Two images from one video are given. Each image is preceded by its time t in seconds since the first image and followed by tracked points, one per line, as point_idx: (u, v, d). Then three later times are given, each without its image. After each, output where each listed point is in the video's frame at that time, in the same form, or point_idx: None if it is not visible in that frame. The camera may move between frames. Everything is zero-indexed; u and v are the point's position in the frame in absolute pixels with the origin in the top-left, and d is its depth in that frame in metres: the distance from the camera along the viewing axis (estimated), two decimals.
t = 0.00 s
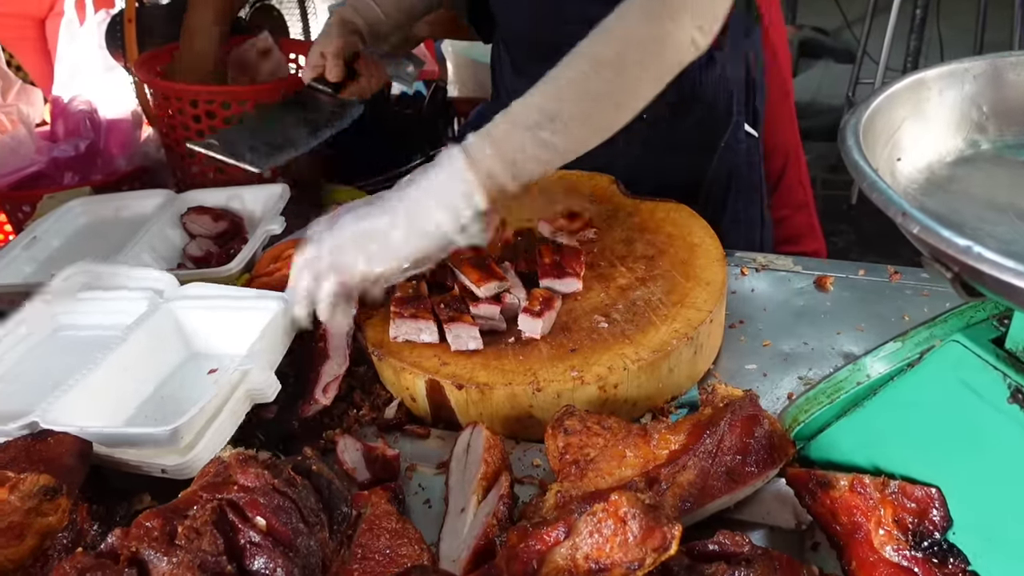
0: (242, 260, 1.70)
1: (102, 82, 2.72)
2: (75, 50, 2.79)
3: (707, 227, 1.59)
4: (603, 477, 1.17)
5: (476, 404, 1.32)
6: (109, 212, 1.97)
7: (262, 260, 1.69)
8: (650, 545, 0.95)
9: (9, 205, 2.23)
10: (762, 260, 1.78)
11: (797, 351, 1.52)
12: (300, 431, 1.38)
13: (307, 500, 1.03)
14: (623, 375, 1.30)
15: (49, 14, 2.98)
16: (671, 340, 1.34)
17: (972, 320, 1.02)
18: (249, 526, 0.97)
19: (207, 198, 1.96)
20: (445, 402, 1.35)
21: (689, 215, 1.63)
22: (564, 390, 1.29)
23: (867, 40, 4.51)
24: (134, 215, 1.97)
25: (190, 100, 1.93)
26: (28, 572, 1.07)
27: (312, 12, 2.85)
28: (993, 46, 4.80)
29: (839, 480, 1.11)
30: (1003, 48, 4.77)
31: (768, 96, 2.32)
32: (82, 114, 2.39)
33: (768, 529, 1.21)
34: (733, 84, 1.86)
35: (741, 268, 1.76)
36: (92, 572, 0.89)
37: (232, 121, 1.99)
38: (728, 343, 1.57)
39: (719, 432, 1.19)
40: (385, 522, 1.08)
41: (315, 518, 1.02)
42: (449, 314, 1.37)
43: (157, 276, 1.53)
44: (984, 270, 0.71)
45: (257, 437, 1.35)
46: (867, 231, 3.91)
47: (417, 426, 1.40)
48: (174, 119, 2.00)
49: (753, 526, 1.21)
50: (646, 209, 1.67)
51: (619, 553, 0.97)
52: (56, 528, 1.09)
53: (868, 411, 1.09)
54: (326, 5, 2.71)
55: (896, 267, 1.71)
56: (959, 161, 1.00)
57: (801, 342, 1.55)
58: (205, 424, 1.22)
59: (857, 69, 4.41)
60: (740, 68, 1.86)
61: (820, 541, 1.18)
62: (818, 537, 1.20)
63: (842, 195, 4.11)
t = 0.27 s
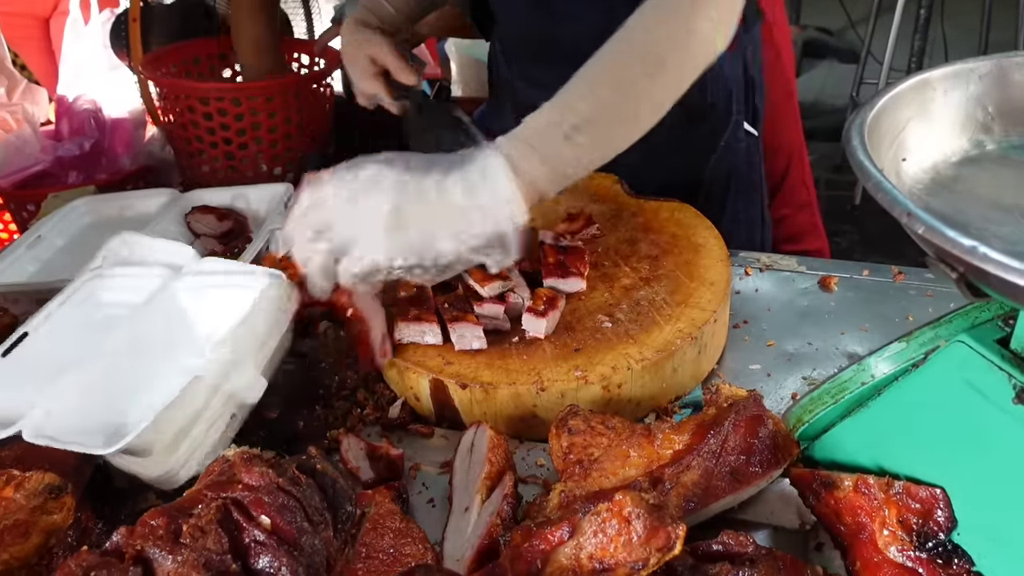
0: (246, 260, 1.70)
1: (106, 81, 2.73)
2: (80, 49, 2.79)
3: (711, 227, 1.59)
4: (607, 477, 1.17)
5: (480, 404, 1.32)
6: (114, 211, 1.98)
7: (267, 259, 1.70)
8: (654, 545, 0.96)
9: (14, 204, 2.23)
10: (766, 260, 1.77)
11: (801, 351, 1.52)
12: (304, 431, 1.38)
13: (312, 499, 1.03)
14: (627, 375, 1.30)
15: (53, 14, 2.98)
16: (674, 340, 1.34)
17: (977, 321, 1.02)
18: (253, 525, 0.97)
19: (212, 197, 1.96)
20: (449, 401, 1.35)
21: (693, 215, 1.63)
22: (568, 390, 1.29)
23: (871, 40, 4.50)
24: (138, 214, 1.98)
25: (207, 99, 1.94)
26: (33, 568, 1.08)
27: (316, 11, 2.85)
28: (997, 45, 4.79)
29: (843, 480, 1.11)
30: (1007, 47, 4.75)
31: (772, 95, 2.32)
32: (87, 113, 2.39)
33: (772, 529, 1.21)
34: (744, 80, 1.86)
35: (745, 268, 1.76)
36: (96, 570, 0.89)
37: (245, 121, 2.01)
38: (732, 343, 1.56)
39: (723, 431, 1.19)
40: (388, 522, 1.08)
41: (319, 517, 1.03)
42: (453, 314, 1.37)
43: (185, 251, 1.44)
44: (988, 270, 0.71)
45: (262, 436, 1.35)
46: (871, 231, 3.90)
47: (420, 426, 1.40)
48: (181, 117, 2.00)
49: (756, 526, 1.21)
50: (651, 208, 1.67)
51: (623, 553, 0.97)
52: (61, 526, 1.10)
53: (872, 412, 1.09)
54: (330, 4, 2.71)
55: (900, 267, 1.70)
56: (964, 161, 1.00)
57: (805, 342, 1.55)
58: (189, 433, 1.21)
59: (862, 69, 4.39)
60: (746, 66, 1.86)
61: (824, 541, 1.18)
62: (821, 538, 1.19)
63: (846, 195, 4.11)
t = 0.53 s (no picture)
0: (251, 260, 1.71)
1: (111, 81, 2.73)
2: (84, 48, 2.80)
3: (716, 228, 1.59)
4: (611, 477, 1.16)
5: (484, 404, 1.32)
6: (119, 210, 1.98)
7: (272, 259, 1.70)
8: (659, 545, 0.96)
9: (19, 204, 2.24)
10: (770, 260, 1.77)
11: (805, 352, 1.52)
12: (308, 430, 1.38)
13: (317, 499, 1.03)
14: (632, 375, 1.30)
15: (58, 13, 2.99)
16: (679, 341, 1.34)
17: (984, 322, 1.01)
18: (259, 524, 0.97)
19: (217, 197, 1.96)
20: (453, 401, 1.35)
21: (696, 214, 1.63)
22: (572, 390, 1.29)
23: (874, 40, 4.49)
24: (143, 213, 1.99)
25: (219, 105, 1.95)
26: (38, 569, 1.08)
27: (320, 11, 2.85)
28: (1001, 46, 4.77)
29: (848, 481, 1.11)
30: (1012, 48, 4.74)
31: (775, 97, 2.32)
32: (91, 113, 2.40)
33: (777, 530, 1.21)
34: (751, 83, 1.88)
35: (749, 269, 1.75)
36: (102, 569, 0.89)
37: (249, 123, 2.01)
38: (737, 344, 1.56)
39: (728, 432, 1.19)
40: (393, 521, 1.08)
41: (324, 517, 1.03)
42: (456, 314, 1.37)
43: (239, 278, 1.47)
44: (995, 271, 0.70)
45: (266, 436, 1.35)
46: (875, 232, 3.89)
47: (425, 426, 1.40)
48: (186, 120, 2.00)
49: (761, 527, 1.21)
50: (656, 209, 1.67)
51: (628, 553, 0.97)
52: (66, 526, 1.10)
53: (877, 413, 1.08)
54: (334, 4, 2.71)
55: (905, 268, 1.70)
56: (970, 162, 0.99)
57: (809, 343, 1.55)
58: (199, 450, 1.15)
59: (866, 70, 4.39)
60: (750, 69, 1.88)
61: (829, 542, 1.18)
62: (826, 539, 1.19)
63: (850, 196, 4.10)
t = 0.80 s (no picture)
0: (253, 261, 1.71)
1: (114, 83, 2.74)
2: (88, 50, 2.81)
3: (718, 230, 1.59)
4: (613, 479, 1.16)
5: (486, 406, 1.32)
6: (121, 211, 1.99)
7: (274, 260, 1.70)
8: (660, 548, 0.95)
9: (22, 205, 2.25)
10: (773, 263, 1.78)
11: (807, 355, 1.52)
12: (310, 432, 1.38)
13: (318, 501, 1.03)
14: (634, 378, 1.30)
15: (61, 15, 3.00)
16: (681, 343, 1.35)
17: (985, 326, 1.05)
18: (260, 526, 0.97)
19: (219, 198, 1.97)
20: (454, 403, 1.36)
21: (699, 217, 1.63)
22: (574, 393, 1.29)
23: (877, 42, 4.49)
24: (146, 214, 1.99)
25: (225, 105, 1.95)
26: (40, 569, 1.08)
27: (323, 12, 2.86)
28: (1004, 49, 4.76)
29: (850, 484, 1.10)
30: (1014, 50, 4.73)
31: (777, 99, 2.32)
32: (95, 114, 2.38)
33: (778, 533, 1.21)
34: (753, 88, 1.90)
35: (751, 272, 1.76)
36: (105, 570, 0.90)
37: (245, 117, 1.99)
38: (738, 346, 1.56)
39: (729, 435, 1.19)
40: (395, 523, 1.08)
41: (326, 519, 1.03)
42: (448, 325, 1.36)
43: (240, 280, 1.47)
44: (997, 275, 0.70)
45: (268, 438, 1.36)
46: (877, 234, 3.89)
47: (427, 428, 1.40)
48: (189, 119, 2.01)
49: (762, 530, 1.21)
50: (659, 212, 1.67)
51: (629, 556, 0.97)
52: (68, 527, 1.10)
53: (880, 416, 1.08)
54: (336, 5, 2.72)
55: (907, 271, 1.70)
56: (972, 165, 0.99)
57: (811, 345, 1.55)
58: (201, 451, 1.15)
59: (868, 72, 4.38)
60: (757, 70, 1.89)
61: (830, 545, 1.18)
62: (828, 542, 1.19)
63: (852, 198, 4.10)
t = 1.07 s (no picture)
0: (255, 262, 1.71)
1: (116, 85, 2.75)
2: (89, 52, 2.82)
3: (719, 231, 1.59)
4: (614, 481, 1.16)
5: (487, 408, 1.32)
6: (123, 213, 1.99)
7: (275, 261, 1.69)
8: (662, 550, 0.95)
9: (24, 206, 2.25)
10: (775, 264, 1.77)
11: (808, 356, 1.52)
12: (312, 434, 1.38)
13: (320, 503, 1.03)
14: (635, 380, 1.30)
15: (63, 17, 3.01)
16: (682, 345, 1.35)
17: (987, 326, 1.05)
18: (262, 527, 0.97)
19: (221, 200, 1.97)
20: (456, 405, 1.35)
21: (700, 219, 1.63)
22: (575, 394, 1.29)
23: (878, 43, 4.48)
24: (147, 216, 1.99)
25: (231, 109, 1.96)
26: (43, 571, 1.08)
27: (325, 13, 2.86)
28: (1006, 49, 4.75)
29: (853, 486, 1.10)
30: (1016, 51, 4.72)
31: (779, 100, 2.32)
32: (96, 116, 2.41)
33: (780, 535, 1.20)
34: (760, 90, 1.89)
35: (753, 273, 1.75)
36: (106, 572, 0.90)
37: (251, 127, 2.01)
38: (740, 348, 1.56)
39: (731, 437, 1.19)
40: (396, 525, 1.08)
41: (327, 521, 1.03)
42: (451, 325, 1.36)
43: (242, 281, 1.47)
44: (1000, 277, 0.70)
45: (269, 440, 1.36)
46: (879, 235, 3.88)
47: (428, 429, 1.40)
48: (189, 121, 2.01)
49: (764, 532, 1.21)
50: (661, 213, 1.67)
51: (631, 558, 0.97)
52: (70, 529, 1.10)
53: (882, 418, 1.08)
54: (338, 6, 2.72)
55: (909, 272, 1.70)
56: (975, 167, 0.99)
57: (813, 346, 1.54)
58: (203, 452, 1.15)
59: (870, 73, 4.37)
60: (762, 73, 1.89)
61: (832, 546, 1.17)
62: (830, 543, 1.18)
63: (854, 199, 4.10)
